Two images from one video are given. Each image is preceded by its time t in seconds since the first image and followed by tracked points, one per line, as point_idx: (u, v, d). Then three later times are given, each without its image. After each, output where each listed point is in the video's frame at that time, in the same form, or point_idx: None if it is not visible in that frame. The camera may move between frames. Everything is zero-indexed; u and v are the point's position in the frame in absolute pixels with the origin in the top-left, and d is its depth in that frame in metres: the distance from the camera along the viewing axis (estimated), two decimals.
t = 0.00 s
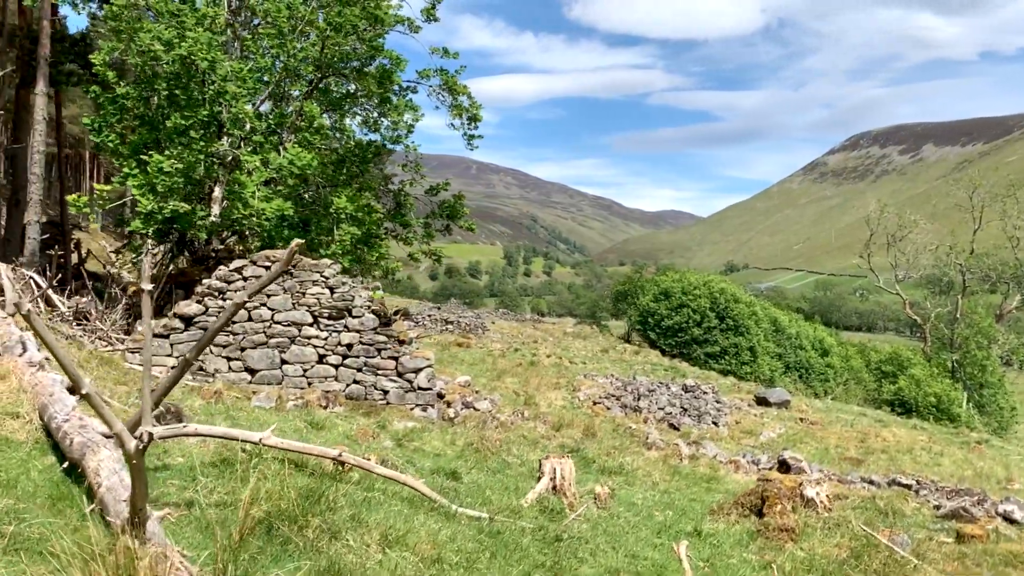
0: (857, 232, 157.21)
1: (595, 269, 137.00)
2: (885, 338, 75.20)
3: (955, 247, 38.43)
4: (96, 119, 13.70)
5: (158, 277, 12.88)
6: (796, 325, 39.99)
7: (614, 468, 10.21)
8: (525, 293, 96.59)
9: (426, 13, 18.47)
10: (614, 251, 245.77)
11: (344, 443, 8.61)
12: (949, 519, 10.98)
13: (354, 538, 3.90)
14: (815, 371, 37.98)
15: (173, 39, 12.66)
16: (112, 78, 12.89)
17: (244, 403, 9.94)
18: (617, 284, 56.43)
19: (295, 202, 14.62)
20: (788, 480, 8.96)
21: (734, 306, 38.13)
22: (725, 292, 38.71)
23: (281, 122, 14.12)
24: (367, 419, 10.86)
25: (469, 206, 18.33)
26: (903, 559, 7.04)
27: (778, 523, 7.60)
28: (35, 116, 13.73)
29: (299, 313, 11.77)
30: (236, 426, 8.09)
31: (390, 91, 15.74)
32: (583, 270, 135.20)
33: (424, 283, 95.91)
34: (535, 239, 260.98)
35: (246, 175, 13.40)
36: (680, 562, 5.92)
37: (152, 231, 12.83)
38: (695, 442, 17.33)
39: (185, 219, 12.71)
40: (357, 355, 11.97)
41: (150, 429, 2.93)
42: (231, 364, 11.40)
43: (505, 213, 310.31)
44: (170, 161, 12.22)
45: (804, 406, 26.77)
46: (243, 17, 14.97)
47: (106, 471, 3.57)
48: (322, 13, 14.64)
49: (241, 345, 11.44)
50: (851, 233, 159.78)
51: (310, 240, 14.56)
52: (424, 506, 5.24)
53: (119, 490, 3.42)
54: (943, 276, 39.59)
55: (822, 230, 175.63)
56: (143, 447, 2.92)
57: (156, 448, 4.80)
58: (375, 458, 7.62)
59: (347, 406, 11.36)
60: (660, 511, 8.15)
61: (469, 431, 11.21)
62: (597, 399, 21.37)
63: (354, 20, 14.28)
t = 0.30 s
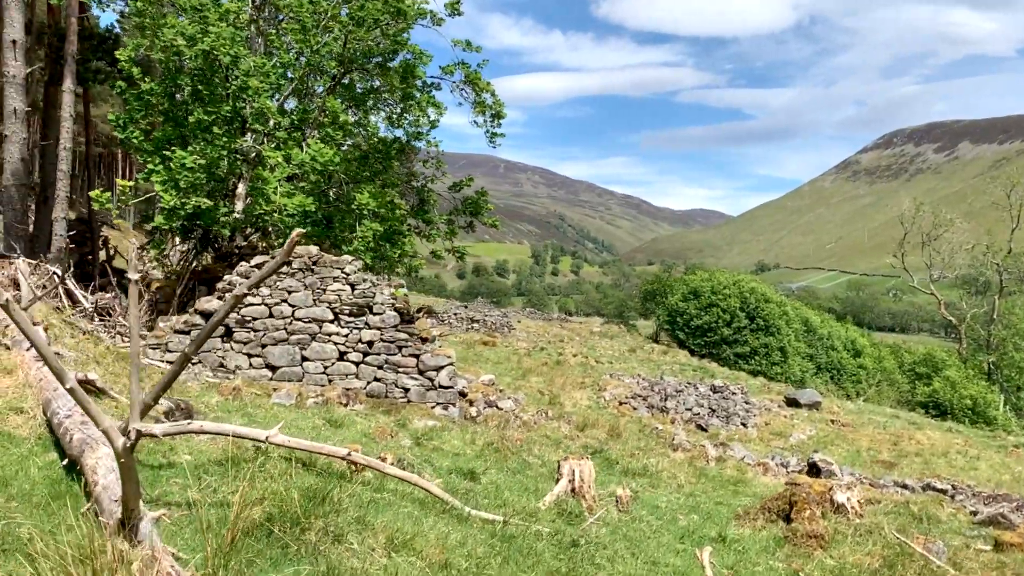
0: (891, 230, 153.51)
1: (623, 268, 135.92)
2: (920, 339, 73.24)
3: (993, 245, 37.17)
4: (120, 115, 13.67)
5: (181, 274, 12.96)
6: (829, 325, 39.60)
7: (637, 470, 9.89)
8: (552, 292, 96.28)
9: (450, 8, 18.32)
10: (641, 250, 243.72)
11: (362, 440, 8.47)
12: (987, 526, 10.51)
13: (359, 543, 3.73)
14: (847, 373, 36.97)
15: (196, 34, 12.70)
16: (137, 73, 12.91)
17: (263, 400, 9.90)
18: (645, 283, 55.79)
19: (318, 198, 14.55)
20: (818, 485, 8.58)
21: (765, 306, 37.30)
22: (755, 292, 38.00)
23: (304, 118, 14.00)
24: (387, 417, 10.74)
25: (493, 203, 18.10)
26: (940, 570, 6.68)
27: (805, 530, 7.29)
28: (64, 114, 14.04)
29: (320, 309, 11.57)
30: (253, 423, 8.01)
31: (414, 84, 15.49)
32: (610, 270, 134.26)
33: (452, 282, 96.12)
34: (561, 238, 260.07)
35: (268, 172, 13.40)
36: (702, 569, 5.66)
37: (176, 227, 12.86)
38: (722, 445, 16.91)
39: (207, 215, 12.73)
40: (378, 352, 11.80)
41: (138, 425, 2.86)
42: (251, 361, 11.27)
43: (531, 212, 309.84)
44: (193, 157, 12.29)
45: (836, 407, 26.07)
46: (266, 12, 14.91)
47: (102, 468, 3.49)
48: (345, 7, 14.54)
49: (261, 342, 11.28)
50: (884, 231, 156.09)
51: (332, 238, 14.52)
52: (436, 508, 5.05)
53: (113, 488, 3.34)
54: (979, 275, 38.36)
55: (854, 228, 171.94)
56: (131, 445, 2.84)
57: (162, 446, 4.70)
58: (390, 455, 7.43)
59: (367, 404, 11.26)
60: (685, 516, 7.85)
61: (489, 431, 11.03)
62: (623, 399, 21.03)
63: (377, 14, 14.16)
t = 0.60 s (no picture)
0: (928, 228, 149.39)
1: (652, 266, 134.59)
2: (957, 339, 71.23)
3: None
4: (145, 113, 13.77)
5: (204, 273, 12.97)
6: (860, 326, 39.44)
7: (666, 477, 9.48)
8: (580, 291, 95.81)
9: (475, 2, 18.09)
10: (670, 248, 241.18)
11: (382, 444, 8.27)
12: None
13: (366, 563, 3.47)
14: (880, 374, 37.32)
15: (219, 31, 12.66)
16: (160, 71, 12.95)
17: (283, 401, 9.76)
18: (674, 282, 54.97)
19: (341, 197, 14.44)
20: (857, 498, 8.03)
21: (795, 305, 36.88)
22: (785, 291, 37.46)
23: (327, 116, 13.94)
24: (409, 420, 10.56)
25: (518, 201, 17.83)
26: None
27: (845, 547, 6.85)
28: (91, 112, 14.43)
29: (342, 309, 11.41)
30: (271, 426, 7.88)
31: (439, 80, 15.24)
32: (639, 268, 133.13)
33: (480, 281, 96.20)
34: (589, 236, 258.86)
35: (292, 170, 13.34)
36: None
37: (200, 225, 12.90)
38: (753, 449, 16.39)
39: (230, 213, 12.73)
40: (400, 353, 11.61)
41: (125, 440, 2.62)
42: (273, 361, 11.15)
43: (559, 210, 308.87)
44: (216, 155, 12.33)
45: (869, 409, 25.28)
46: (291, 8, 14.80)
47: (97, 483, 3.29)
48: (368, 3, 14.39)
49: (283, 342, 11.15)
50: (921, 229, 152.01)
51: (356, 236, 14.40)
52: (453, 523, 4.78)
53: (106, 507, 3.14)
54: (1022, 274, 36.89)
55: (889, 225, 167.93)
56: (115, 461, 2.60)
57: (168, 454, 4.53)
58: (410, 462, 7.20)
59: (389, 406, 11.07)
60: (716, 527, 7.48)
61: (512, 434, 10.74)
62: (651, 401, 20.57)
63: (400, 9, 13.96)
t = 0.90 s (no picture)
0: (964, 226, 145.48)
1: (678, 266, 133.33)
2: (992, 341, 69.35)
3: None
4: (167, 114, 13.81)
5: (226, 275, 12.98)
6: (886, 327, 40.54)
7: (691, 485, 9.10)
8: (605, 291, 95.23)
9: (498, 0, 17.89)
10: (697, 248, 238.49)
11: (399, 450, 8.07)
12: None
13: None
14: (908, 374, 38.67)
15: (239, 30, 12.65)
16: (181, 72, 12.96)
17: (301, 404, 9.65)
18: (701, 282, 54.22)
19: (362, 197, 14.33)
20: (892, 514, 7.50)
21: (824, 305, 36.63)
22: (815, 291, 37.05)
23: (347, 116, 13.88)
24: (429, 424, 10.39)
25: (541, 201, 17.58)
26: None
27: (880, 566, 6.45)
28: (115, 113, 15.00)
29: (361, 311, 11.27)
30: (288, 431, 7.74)
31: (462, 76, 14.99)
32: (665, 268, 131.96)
33: (505, 280, 96.13)
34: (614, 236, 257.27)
35: (312, 170, 13.29)
36: None
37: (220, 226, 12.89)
38: (781, 455, 15.90)
39: (251, 214, 12.71)
40: (420, 355, 11.44)
41: (105, 463, 2.45)
42: (292, 364, 11.02)
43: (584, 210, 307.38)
44: (235, 156, 12.34)
45: (900, 412, 24.54)
46: (312, 8, 14.73)
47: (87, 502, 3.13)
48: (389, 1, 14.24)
49: (302, 344, 11.00)
50: (956, 227, 148.11)
51: (377, 237, 14.27)
52: (467, 539, 4.55)
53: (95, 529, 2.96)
54: None
55: (922, 223, 163.92)
56: (96, 485, 2.43)
57: (171, 466, 4.37)
58: (427, 470, 7.01)
59: (409, 409, 10.91)
60: (743, 539, 7.15)
61: (533, 440, 10.50)
62: (676, 403, 20.15)
63: (420, 7, 13.78)
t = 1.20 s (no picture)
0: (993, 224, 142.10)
1: (700, 266, 132.05)
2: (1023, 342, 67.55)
3: None
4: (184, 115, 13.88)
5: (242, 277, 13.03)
6: (913, 328, 39.94)
7: (711, 492, 8.77)
8: (626, 292, 94.58)
9: None
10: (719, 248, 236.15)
11: (411, 456, 7.90)
12: None
13: None
14: (936, 377, 38.06)
15: (253, 30, 12.67)
16: (197, 73, 13.00)
17: (313, 407, 9.56)
18: (723, 283, 53.54)
19: (377, 197, 14.24)
20: (920, 527, 7.03)
21: (849, 306, 35.72)
22: (839, 291, 36.25)
23: (363, 116, 13.80)
24: (442, 428, 10.24)
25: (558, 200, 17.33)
26: None
27: None
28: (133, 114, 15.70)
29: (375, 313, 11.13)
30: (297, 436, 7.64)
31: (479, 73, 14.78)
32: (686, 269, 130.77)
33: (525, 281, 95.97)
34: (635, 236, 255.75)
35: (327, 171, 13.26)
36: None
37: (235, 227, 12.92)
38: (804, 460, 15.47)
39: (266, 215, 12.73)
40: (434, 358, 11.27)
41: (76, 479, 2.28)
42: (306, 367, 10.92)
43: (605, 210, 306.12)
44: (249, 157, 12.36)
45: (926, 416, 23.88)
46: (328, 8, 14.70)
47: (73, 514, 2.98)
48: None
49: (316, 346, 10.89)
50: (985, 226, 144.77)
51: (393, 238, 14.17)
52: (474, 553, 4.36)
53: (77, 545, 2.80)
54: None
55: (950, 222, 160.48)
56: (66, 503, 2.26)
57: (169, 475, 4.25)
58: (437, 476, 6.83)
59: (423, 413, 10.77)
60: (763, 550, 6.87)
61: (548, 445, 10.30)
62: (697, 406, 19.76)
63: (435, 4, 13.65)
